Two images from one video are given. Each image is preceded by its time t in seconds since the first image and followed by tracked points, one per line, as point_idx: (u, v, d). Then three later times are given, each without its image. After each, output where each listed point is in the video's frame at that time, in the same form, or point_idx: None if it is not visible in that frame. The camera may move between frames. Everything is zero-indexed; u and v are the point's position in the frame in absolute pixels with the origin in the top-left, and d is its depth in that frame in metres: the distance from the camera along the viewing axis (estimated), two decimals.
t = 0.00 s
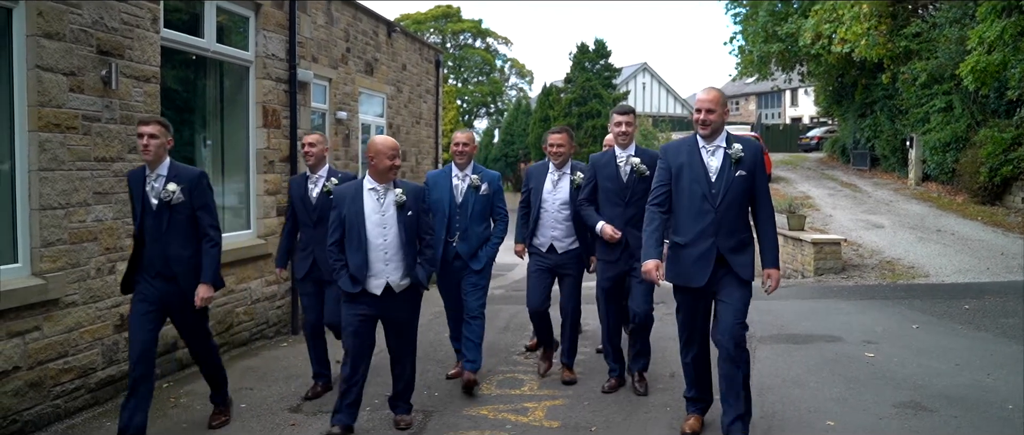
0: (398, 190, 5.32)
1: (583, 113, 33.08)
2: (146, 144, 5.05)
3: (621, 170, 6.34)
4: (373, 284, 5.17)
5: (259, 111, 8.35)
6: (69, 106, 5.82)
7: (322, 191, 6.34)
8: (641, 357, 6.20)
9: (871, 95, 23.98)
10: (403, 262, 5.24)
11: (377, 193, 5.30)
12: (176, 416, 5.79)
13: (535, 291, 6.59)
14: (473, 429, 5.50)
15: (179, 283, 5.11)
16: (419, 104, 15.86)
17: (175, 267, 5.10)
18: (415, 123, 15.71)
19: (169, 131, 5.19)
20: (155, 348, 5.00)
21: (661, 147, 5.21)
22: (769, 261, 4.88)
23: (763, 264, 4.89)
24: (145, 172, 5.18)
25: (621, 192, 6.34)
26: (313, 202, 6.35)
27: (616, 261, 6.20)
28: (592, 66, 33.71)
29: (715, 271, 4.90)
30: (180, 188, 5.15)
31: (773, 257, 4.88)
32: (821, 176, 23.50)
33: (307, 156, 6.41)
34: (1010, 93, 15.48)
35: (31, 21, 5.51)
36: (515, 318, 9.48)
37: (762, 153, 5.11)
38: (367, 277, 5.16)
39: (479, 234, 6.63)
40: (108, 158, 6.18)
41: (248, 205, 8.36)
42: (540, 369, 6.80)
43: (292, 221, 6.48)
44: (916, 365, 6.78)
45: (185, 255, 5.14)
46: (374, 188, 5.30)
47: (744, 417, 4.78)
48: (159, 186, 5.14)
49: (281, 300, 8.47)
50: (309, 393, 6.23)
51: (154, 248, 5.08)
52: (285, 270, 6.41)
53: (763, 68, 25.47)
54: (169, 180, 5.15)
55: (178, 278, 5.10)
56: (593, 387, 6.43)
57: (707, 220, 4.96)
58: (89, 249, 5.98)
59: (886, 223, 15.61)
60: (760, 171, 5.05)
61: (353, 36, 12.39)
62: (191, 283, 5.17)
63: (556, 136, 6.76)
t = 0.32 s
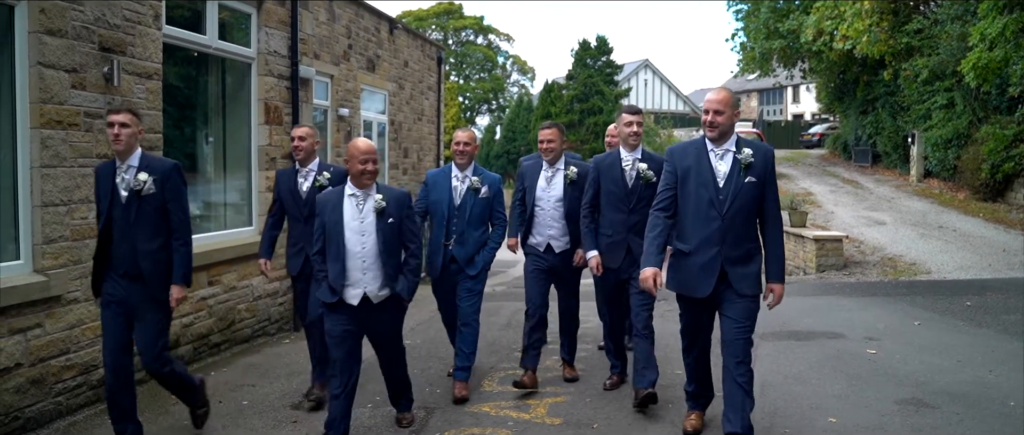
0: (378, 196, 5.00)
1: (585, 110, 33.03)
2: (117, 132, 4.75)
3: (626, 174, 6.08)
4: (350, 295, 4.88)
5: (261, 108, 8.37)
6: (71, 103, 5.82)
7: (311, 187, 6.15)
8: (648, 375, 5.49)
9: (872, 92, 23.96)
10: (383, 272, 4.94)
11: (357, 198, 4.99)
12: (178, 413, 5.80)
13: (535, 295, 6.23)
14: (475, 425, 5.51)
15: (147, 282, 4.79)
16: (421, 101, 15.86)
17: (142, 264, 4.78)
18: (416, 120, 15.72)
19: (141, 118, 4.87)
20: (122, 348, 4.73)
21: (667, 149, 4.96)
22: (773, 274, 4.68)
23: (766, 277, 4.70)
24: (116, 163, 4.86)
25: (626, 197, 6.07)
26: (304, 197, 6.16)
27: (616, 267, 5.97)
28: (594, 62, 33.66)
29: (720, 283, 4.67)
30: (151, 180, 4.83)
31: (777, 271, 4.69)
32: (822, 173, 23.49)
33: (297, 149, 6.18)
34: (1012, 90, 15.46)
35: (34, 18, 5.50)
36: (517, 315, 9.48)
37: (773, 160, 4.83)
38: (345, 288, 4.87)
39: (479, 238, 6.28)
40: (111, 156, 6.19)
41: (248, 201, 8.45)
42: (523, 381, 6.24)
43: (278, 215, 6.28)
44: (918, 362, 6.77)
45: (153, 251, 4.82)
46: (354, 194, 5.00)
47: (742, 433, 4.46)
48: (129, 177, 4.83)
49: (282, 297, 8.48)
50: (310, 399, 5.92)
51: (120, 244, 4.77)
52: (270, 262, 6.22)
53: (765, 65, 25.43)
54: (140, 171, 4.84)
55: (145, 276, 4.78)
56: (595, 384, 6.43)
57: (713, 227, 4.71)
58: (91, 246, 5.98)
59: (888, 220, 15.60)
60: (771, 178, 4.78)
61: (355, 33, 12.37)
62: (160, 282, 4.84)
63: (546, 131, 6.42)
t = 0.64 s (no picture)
0: (358, 191, 4.79)
1: (586, 108, 33.03)
2: (92, 122, 4.54)
3: (633, 173, 5.94)
4: (326, 296, 4.67)
5: (262, 106, 8.39)
6: (72, 102, 5.82)
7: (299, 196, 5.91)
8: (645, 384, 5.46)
9: (874, 89, 23.95)
10: (356, 272, 4.70)
11: (336, 194, 4.79)
12: (180, 411, 5.80)
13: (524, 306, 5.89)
14: (476, 423, 5.51)
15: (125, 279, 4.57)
16: (422, 99, 15.86)
17: (119, 259, 4.56)
18: (418, 118, 15.73)
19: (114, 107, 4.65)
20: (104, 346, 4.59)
21: (675, 142, 4.72)
22: (784, 278, 4.46)
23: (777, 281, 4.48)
24: (88, 154, 4.64)
25: (633, 195, 5.95)
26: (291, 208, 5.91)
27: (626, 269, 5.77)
28: (596, 60, 33.65)
29: (727, 282, 4.41)
30: (127, 171, 4.60)
31: (788, 274, 4.45)
32: (824, 170, 23.48)
33: (285, 158, 5.95)
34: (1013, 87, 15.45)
35: (35, 17, 5.50)
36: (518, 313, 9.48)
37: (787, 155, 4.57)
38: (321, 289, 4.66)
39: (476, 236, 6.09)
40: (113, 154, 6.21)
41: (249, 200, 8.48)
42: (516, 397, 5.84)
43: (263, 225, 5.94)
44: (919, 359, 6.77)
45: (130, 245, 4.59)
46: (334, 190, 4.80)
47: None
48: (102, 169, 4.61)
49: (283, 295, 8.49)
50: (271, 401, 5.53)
51: (95, 239, 4.56)
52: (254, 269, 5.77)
53: (766, 62, 25.42)
54: (114, 163, 4.62)
55: (122, 270, 4.56)
56: (597, 382, 6.44)
57: (720, 225, 4.46)
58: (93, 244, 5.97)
59: (889, 217, 15.59)
60: (783, 174, 4.52)
61: (356, 31, 12.36)
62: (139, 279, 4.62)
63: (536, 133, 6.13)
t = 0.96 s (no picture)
0: (343, 189, 4.72)
1: (584, 108, 33.03)
2: (60, 131, 4.34)
3: (631, 170, 5.78)
4: (316, 298, 4.61)
5: (261, 107, 8.39)
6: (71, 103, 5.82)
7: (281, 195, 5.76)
8: (646, 386, 5.49)
9: (871, 90, 23.98)
10: (348, 271, 4.64)
11: (317, 195, 4.70)
12: (178, 412, 5.80)
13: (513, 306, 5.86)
14: (475, 424, 5.52)
15: (90, 296, 4.34)
16: (420, 99, 15.86)
17: (85, 276, 4.34)
18: (416, 118, 15.73)
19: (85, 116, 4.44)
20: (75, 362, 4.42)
21: (673, 136, 4.48)
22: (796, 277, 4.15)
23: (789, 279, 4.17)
24: (56, 164, 4.44)
25: (630, 193, 5.79)
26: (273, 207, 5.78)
27: (622, 269, 5.61)
28: (594, 60, 33.65)
29: (722, 282, 4.16)
30: (94, 184, 4.38)
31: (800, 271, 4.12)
32: (822, 171, 23.51)
33: (269, 156, 5.81)
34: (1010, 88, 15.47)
35: (33, 17, 5.50)
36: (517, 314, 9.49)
37: (791, 145, 4.29)
38: (309, 292, 4.60)
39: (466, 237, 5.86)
40: (111, 154, 6.21)
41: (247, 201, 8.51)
42: (515, 399, 5.83)
43: (244, 225, 5.85)
44: (917, 360, 6.77)
45: (98, 262, 4.38)
46: (316, 189, 4.71)
47: None
48: (69, 181, 4.39)
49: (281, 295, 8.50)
50: (265, 423, 5.41)
51: (60, 254, 4.35)
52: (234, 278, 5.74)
53: (764, 63, 25.45)
54: (82, 175, 4.40)
55: (87, 288, 4.33)
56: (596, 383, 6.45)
57: (717, 223, 4.21)
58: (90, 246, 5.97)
59: (887, 218, 15.59)
60: (785, 168, 4.25)
61: (354, 32, 12.36)
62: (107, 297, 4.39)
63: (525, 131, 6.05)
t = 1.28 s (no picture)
0: (327, 198, 4.54)
1: (585, 108, 33.05)
2: (30, 131, 4.02)
3: (631, 170, 5.46)
4: (300, 313, 4.44)
5: (262, 106, 8.40)
6: (71, 102, 5.82)
7: (262, 187, 5.44)
8: (646, 387, 5.55)
9: (872, 89, 23.99)
10: (334, 285, 4.46)
11: (301, 203, 4.53)
12: (179, 411, 5.81)
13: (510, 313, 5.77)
14: (476, 423, 5.53)
15: (48, 311, 3.99)
16: (421, 99, 15.87)
17: (46, 289, 4.00)
18: (416, 118, 15.73)
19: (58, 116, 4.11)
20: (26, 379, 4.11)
21: (670, 139, 4.27)
22: (806, 276, 3.80)
23: (798, 280, 3.82)
24: (24, 165, 4.11)
25: (629, 195, 5.48)
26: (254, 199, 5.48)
27: (623, 273, 5.26)
28: (594, 60, 33.69)
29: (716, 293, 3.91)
30: (63, 190, 4.04)
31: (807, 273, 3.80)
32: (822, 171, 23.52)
33: (251, 146, 5.50)
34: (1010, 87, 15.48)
35: (35, 17, 5.51)
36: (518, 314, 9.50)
37: (790, 145, 4.01)
38: (292, 306, 4.43)
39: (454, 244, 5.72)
40: (112, 153, 6.19)
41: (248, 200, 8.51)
42: (516, 398, 5.84)
43: (230, 220, 5.63)
44: (918, 359, 6.78)
45: (60, 274, 4.03)
46: (300, 197, 4.53)
47: None
48: (36, 184, 4.06)
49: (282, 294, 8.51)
50: (266, 424, 5.35)
51: (18, 262, 4.01)
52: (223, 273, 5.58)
53: (764, 63, 25.46)
54: (50, 179, 4.06)
55: (46, 302, 3.99)
56: (596, 382, 6.47)
57: (714, 231, 3.96)
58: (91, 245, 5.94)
59: (888, 217, 15.58)
60: (783, 169, 3.98)
61: (354, 31, 12.36)
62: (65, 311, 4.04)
63: (523, 123, 5.82)
